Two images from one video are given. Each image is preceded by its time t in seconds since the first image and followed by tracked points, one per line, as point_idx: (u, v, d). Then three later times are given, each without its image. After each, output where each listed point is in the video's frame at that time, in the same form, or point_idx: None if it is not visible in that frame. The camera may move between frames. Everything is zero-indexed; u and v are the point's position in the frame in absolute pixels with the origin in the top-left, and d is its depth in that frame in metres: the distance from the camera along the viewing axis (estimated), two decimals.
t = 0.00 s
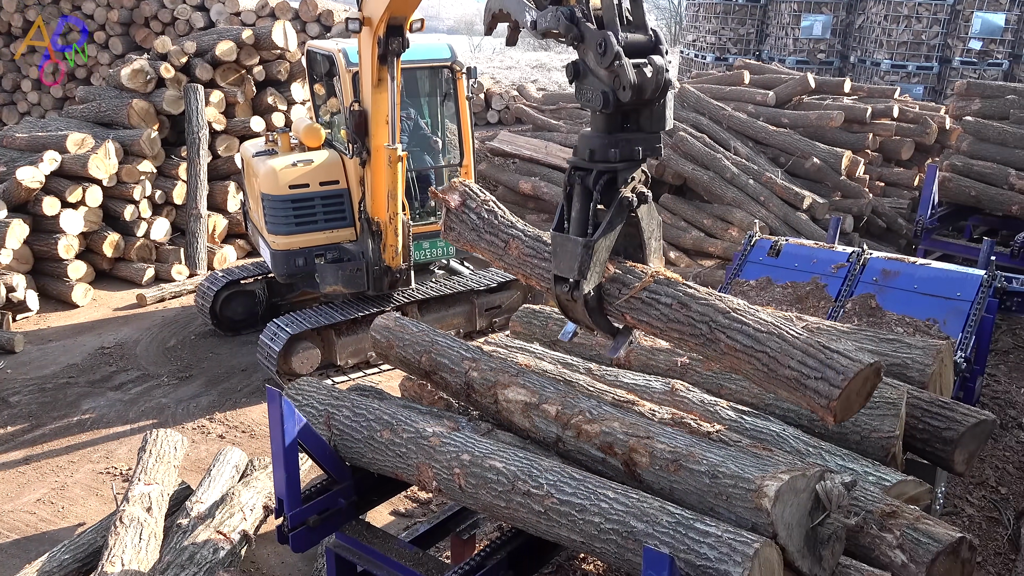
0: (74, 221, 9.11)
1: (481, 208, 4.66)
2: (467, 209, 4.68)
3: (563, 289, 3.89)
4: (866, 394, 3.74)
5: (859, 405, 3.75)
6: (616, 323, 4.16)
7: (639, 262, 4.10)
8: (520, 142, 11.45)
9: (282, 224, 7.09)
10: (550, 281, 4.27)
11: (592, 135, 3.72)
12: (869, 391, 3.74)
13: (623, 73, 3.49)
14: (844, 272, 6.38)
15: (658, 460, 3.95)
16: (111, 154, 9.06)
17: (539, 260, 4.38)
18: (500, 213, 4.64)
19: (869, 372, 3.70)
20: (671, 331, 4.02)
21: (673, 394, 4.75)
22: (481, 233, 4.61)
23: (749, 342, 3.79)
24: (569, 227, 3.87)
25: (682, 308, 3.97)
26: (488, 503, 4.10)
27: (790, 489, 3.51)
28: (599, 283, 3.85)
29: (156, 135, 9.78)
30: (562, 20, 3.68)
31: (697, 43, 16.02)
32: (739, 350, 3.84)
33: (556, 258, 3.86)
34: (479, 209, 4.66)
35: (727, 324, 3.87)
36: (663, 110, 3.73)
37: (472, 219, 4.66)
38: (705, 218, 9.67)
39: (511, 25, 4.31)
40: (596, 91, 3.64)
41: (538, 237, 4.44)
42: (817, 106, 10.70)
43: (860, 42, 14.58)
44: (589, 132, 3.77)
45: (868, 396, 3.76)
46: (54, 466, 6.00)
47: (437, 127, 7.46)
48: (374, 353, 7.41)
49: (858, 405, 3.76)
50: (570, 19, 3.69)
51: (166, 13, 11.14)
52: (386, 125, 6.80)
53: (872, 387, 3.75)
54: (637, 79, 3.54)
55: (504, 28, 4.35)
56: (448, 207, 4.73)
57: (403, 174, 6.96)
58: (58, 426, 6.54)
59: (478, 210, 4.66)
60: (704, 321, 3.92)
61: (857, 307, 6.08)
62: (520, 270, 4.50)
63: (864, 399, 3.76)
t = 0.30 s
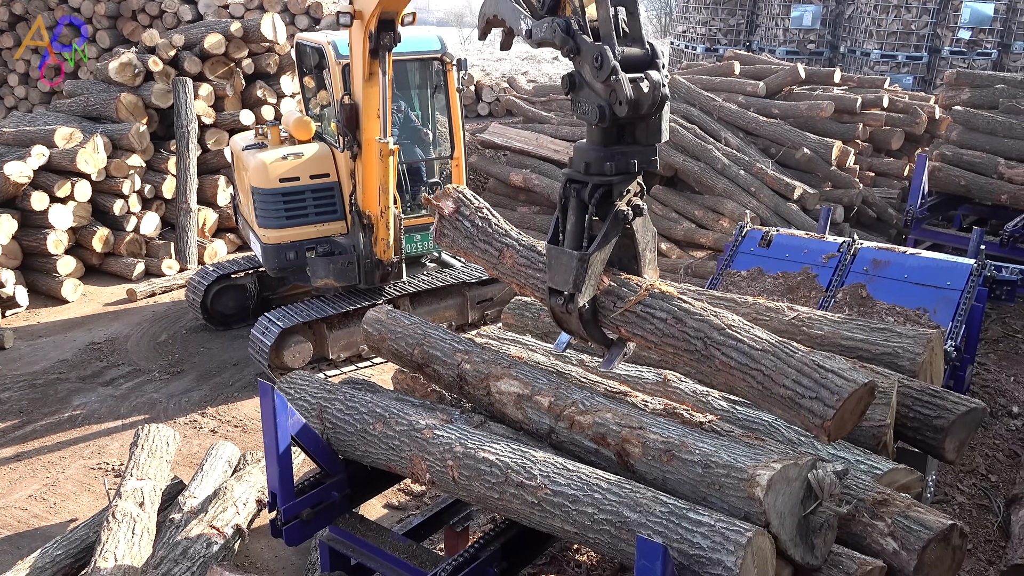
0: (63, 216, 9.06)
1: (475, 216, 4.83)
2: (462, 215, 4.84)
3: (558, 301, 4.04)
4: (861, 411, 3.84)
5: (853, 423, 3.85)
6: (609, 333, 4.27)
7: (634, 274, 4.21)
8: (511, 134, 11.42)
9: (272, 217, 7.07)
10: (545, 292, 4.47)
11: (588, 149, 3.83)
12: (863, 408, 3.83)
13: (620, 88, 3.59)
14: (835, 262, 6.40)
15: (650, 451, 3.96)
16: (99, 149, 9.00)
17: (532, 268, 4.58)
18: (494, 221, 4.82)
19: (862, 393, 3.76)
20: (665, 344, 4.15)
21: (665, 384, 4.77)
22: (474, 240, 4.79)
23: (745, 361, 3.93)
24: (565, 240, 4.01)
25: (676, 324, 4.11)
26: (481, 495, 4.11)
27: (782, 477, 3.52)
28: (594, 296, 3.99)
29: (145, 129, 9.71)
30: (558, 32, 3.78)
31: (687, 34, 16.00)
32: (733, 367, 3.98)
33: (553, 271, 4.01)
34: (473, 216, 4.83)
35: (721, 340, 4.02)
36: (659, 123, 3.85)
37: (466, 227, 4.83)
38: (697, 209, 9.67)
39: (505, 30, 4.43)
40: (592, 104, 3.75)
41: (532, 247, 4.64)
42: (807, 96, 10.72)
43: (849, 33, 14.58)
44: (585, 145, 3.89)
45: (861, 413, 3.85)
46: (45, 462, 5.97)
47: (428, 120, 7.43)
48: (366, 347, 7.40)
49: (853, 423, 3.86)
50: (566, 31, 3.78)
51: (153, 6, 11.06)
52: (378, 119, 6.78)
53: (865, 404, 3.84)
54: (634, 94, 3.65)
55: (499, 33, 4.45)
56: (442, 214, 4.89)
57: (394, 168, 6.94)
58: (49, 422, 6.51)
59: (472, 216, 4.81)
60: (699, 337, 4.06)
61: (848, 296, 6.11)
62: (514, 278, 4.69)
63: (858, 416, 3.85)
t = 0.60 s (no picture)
0: (52, 212, 9.01)
1: (469, 224, 4.89)
2: (455, 224, 4.90)
3: (553, 312, 4.18)
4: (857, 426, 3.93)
5: (849, 435, 3.94)
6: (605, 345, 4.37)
7: (628, 284, 4.34)
8: (501, 126, 11.40)
9: (262, 211, 7.05)
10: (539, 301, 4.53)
11: (583, 159, 3.98)
12: (859, 422, 3.93)
13: (614, 100, 3.74)
14: (826, 252, 6.42)
15: (643, 442, 3.96)
16: (88, 143, 8.94)
17: (525, 277, 4.62)
18: (488, 228, 4.87)
19: (858, 406, 3.86)
20: (661, 356, 4.25)
21: (657, 375, 4.83)
22: (469, 249, 4.86)
23: (741, 374, 4.04)
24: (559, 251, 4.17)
25: (672, 335, 4.22)
26: (474, 487, 4.11)
27: (775, 466, 3.53)
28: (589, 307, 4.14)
29: (133, 123, 9.65)
30: (551, 44, 3.91)
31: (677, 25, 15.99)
32: (730, 380, 4.07)
33: (548, 284, 4.15)
34: (467, 225, 4.89)
35: (716, 352, 4.13)
36: (654, 133, 3.99)
37: (459, 235, 4.89)
38: (688, 200, 9.69)
39: (497, 35, 4.43)
40: (587, 115, 3.90)
41: (526, 256, 4.69)
42: (797, 87, 10.73)
43: (839, 23, 14.60)
44: (580, 155, 4.03)
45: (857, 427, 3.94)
46: (36, 458, 5.95)
47: (418, 112, 7.41)
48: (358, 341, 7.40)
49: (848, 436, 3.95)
50: (560, 41, 3.90)
51: None
52: (368, 113, 6.75)
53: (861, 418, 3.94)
54: (629, 105, 3.79)
55: (491, 36, 4.46)
56: (435, 221, 4.95)
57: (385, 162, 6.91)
58: (40, 418, 6.48)
59: (466, 225, 4.89)
60: (695, 349, 4.17)
61: (839, 286, 6.14)
62: (509, 287, 4.77)
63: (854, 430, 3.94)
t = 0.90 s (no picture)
0: (41, 207, 8.96)
1: (467, 235, 5.02)
2: (454, 235, 5.03)
3: (556, 318, 4.36)
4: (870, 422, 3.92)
5: (862, 432, 3.92)
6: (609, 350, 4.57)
7: (631, 288, 4.60)
8: (493, 119, 11.38)
9: (254, 205, 7.02)
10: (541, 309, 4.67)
11: (582, 164, 4.13)
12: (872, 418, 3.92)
13: (611, 100, 3.82)
14: (817, 244, 6.44)
15: (635, 434, 3.97)
16: (77, 137, 8.88)
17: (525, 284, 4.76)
18: (487, 240, 5.00)
19: (870, 401, 3.84)
20: (667, 358, 4.35)
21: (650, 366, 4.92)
22: (468, 260, 4.99)
23: (748, 373, 4.07)
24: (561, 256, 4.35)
25: (676, 337, 4.30)
26: (468, 480, 4.12)
27: (766, 457, 3.54)
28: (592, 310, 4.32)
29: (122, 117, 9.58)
30: (547, 49, 3.99)
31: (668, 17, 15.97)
32: (738, 378, 4.12)
33: (550, 290, 4.34)
34: (465, 236, 5.02)
35: (722, 352, 4.18)
36: (651, 136, 4.13)
37: (458, 246, 5.02)
38: (679, 193, 9.70)
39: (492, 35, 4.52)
40: (585, 118, 4.01)
41: (526, 265, 4.82)
42: (788, 79, 10.74)
43: (829, 15, 14.61)
44: (579, 160, 4.18)
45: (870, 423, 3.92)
46: (28, 454, 5.93)
47: (409, 106, 7.39)
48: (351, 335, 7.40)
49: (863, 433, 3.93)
50: (555, 46, 3.99)
51: None
52: (360, 107, 6.73)
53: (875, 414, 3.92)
54: (626, 107, 3.88)
55: (485, 37, 4.52)
56: (434, 234, 5.10)
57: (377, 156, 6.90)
58: (31, 414, 6.46)
59: (464, 236, 5.01)
60: (701, 349, 4.24)
61: (830, 278, 6.17)
62: (509, 296, 4.88)
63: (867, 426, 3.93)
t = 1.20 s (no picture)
0: (33, 203, 8.93)
1: (465, 236, 5.04)
2: (451, 237, 5.05)
3: (554, 318, 4.38)
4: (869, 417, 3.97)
5: (861, 426, 3.97)
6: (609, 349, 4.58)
7: (630, 286, 4.60)
8: (486, 114, 11.37)
9: (247, 201, 7.02)
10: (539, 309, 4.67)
11: (579, 162, 4.13)
12: (871, 412, 3.97)
13: (608, 98, 3.85)
14: (810, 238, 6.46)
15: (629, 428, 3.98)
16: (68, 133, 8.84)
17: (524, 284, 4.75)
18: (484, 241, 5.01)
19: (871, 397, 3.90)
20: (666, 356, 4.36)
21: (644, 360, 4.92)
22: (465, 261, 5.00)
23: (748, 368, 4.09)
24: (558, 255, 4.35)
25: (676, 334, 4.32)
26: (462, 475, 4.12)
27: (759, 451, 3.56)
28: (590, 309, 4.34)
29: (114, 113, 9.53)
30: (542, 46, 4.00)
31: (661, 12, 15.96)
32: (738, 375, 4.13)
33: (548, 289, 4.35)
34: (462, 237, 5.04)
35: (721, 348, 4.20)
36: (647, 133, 4.14)
37: (456, 247, 5.03)
38: (673, 187, 9.71)
39: (486, 32, 4.52)
40: (581, 115, 4.00)
41: (524, 264, 4.82)
42: (781, 74, 10.76)
43: (822, 10, 14.63)
44: (576, 158, 4.18)
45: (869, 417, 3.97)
46: (21, 451, 5.91)
47: (402, 100, 7.37)
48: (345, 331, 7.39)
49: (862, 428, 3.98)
50: (550, 44, 4.00)
51: None
52: (353, 102, 6.72)
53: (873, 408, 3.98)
54: (622, 104, 3.89)
55: (480, 35, 4.52)
56: (431, 235, 5.11)
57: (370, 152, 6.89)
58: (24, 410, 6.44)
59: (462, 237, 5.03)
60: (700, 346, 4.26)
61: (822, 273, 6.19)
62: (508, 297, 4.89)
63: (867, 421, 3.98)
